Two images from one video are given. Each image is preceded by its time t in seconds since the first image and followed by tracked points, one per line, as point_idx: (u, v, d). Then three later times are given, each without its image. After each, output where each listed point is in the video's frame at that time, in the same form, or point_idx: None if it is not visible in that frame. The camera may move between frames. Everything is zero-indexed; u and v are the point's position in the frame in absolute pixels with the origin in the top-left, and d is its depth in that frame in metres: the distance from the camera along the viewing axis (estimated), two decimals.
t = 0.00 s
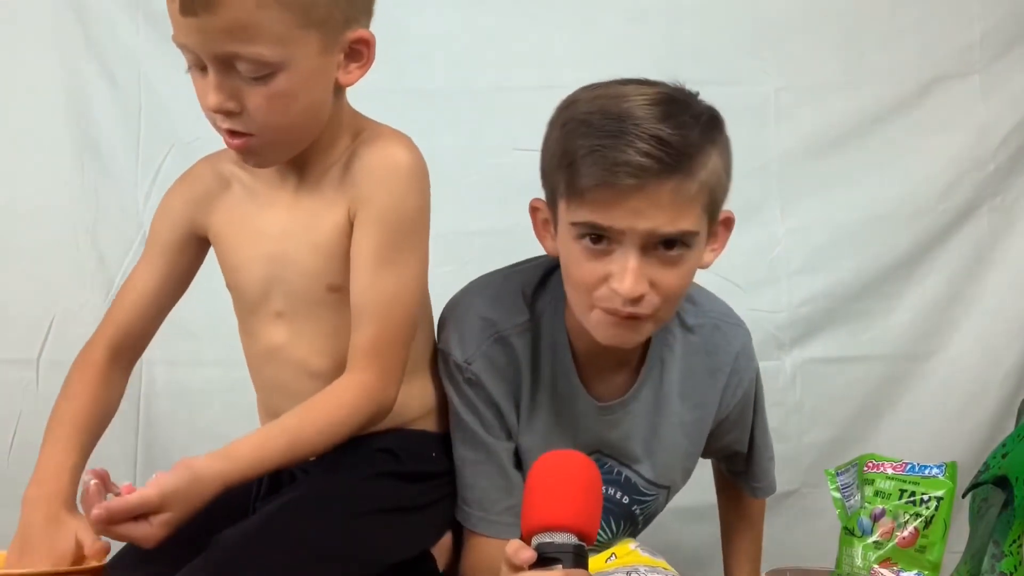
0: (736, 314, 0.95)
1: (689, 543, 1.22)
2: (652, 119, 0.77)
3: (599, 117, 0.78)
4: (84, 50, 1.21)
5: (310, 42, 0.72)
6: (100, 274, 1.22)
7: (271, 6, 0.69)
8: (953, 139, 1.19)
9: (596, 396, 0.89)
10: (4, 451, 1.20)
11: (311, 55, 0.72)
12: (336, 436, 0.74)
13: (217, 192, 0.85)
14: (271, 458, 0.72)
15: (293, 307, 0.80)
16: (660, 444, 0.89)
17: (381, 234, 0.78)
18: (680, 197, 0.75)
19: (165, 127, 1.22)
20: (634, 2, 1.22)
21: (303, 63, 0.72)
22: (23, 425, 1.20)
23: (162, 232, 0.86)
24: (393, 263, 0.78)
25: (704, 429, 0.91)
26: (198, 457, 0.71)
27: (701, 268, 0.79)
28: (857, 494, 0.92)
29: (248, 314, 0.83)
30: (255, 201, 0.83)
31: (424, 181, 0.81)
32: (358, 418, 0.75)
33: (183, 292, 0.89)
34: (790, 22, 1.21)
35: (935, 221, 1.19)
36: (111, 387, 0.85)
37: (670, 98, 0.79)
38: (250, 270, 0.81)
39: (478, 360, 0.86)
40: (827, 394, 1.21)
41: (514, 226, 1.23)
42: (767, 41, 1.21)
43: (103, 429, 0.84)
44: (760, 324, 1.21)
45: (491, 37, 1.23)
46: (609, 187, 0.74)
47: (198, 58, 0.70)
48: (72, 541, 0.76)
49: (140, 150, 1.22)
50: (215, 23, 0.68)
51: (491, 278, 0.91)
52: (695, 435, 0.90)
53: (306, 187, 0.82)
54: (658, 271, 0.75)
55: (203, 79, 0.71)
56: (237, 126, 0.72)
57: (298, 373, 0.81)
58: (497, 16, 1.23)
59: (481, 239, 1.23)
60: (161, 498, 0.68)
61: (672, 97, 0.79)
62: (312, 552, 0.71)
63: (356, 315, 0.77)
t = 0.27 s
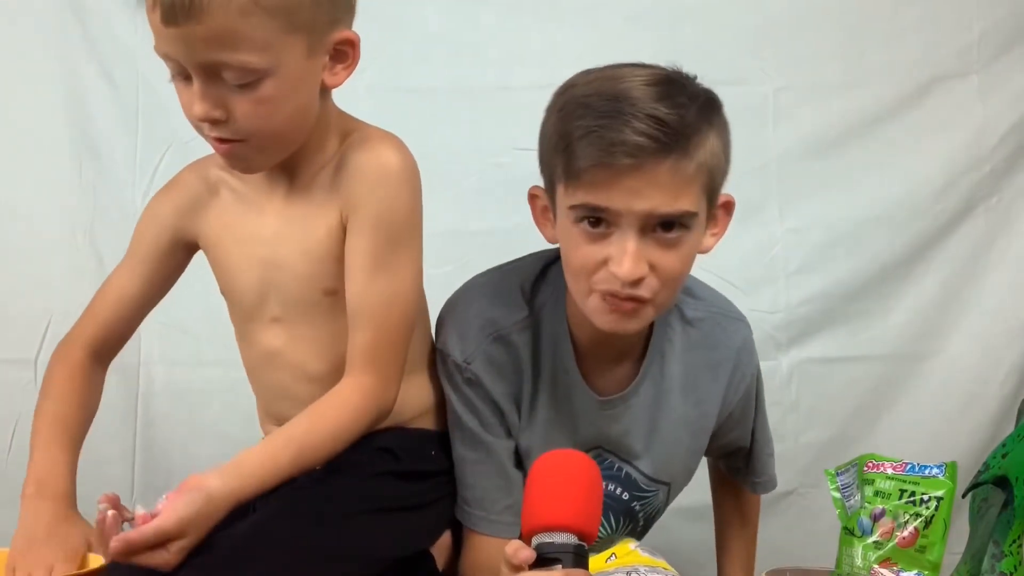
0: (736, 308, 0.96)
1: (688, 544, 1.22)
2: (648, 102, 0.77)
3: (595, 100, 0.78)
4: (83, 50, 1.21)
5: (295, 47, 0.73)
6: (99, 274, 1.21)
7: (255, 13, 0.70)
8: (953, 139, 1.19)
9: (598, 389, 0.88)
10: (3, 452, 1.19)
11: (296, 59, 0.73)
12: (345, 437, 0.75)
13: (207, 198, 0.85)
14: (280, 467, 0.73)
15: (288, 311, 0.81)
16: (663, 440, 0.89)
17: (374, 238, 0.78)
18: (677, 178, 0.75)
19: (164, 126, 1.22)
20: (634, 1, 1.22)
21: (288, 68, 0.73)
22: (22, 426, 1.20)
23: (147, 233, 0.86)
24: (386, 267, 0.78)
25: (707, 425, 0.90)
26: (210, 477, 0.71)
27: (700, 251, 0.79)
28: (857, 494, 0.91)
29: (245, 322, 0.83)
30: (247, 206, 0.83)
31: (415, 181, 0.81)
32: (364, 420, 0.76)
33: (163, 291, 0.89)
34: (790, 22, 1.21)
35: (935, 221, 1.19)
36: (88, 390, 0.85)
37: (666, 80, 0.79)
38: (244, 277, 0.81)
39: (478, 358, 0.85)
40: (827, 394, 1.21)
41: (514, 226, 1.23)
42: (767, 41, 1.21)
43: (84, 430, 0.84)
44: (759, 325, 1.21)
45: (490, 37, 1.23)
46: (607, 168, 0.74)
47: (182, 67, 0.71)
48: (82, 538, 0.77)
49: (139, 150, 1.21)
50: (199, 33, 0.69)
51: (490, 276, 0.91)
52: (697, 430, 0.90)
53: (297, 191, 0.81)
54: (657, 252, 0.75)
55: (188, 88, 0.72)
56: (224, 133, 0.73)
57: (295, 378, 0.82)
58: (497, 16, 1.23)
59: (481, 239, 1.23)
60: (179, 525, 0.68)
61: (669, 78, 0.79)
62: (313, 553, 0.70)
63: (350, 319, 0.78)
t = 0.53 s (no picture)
0: (743, 299, 0.96)
1: (689, 543, 1.22)
2: (654, 104, 0.74)
3: (601, 97, 0.76)
4: (82, 50, 1.21)
5: (291, 50, 0.72)
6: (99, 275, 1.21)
7: (250, 16, 0.69)
8: (953, 139, 1.19)
9: (608, 376, 0.88)
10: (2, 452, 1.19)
11: (292, 61, 0.73)
12: (338, 439, 0.75)
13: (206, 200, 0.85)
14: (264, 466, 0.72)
15: (289, 313, 0.81)
16: (672, 432, 0.89)
17: (372, 239, 0.77)
18: (674, 184, 0.73)
19: (164, 127, 1.22)
20: (633, 2, 1.22)
21: (284, 71, 0.72)
22: (22, 426, 1.20)
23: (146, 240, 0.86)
24: (383, 270, 0.77)
25: (717, 416, 0.90)
26: (189, 471, 0.70)
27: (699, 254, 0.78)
28: (857, 494, 0.91)
29: (245, 326, 0.83)
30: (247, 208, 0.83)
31: (413, 184, 0.81)
32: (358, 420, 0.76)
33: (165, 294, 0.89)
34: (790, 23, 1.21)
35: (935, 222, 1.19)
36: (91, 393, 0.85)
37: (677, 80, 0.76)
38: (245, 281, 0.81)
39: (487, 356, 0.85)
40: (827, 395, 1.21)
41: (513, 226, 1.23)
42: (767, 42, 1.21)
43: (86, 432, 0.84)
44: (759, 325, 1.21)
45: (490, 38, 1.23)
46: (599, 168, 0.73)
47: (178, 71, 0.71)
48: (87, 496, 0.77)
49: (138, 150, 1.21)
50: (194, 37, 0.69)
51: (496, 271, 0.90)
52: (709, 420, 0.90)
53: (296, 193, 0.81)
54: (646, 255, 0.74)
55: (184, 92, 0.72)
56: (222, 135, 0.73)
57: (295, 379, 0.82)
58: (497, 15, 1.23)
59: (481, 240, 1.23)
60: (150, 517, 0.68)
61: (680, 78, 0.76)
62: (314, 550, 0.70)
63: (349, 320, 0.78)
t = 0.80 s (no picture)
0: (751, 304, 0.95)
1: (689, 543, 1.22)
2: (649, 168, 0.70)
3: (595, 149, 0.71)
4: (82, 50, 1.21)
5: (288, 48, 0.73)
6: (99, 274, 1.21)
7: (246, 14, 0.70)
8: (953, 139, 1.19)
9: (612, 388, 0.88)
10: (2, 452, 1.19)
11: (290, 60, 0.73)
12: (314, 441, 0.75)
13: (214, 202, 0.87)
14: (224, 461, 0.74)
15: (292, 312, 0.81)
16: (673, 440, 0.89)
17: (364, 242, 0.78)
18: (664, 253, 0.71)
19: (165, 126, 1.22)
20: (633, 2, 1.22)
21: (281, 69, 0.73)
22: (22, 426, 1.19)
23: (162, 241, 0.89)
24: (375, 270, 0.77)
25: (720, 424, 0.90)
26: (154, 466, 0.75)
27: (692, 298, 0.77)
28: (857, 494, 0.91)
29: (250, 325, 0.84)
30: (251, 209, 0.84)
31: (411, 187, 0.81)
32: (338, 427, 0.76)
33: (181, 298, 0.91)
34: (790, 23, 1.21)
35: (935, 221, 1.19)
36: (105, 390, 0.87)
37: (675, 135, 0.72)
38: (249, 281, 0.83)
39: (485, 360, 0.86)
40: (827, 395, 1.21)
41: (514, 226, 1.23)
42: (767, 42, 1.21)
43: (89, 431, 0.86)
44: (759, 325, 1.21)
45: (490, 38, 1.23)
46: (584, 236, 0.71)
47: (177, 68, 0.72)
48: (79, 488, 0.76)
49: (139, 150, 1.22)
50: (190, 35, 0.70)
51: (500, 277, 0.90)
52: (713, 429, 0.90)
53: (297, 193, 0.82)
54: (636, 309, 0.73)
55: (185, 89, 0.73)
56: (220, 133, 0.73)
57: (298, 379, 0.82)
58: (497, 15, 1.23)
59: (481, 240, 1.23)
60: (111, 500, 0.72)
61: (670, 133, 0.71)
62: (315, 552, 0.71)
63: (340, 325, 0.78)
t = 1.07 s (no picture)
0: (752, 312, 0.93)
1: (690, 544, 1.21)
2: (624, 254, 0.65)
3: (562, 235, 0.66)
4: (83, 50, 1.21)
5: (285, 49, 0.73)
6: (99, 275, 1.21)
7: (244, 15, 0.71)
8: (953, 139, 1.19)
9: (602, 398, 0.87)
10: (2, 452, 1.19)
11: (287, 60, 0.74)
12: (277, 444, 0.75)
13: (219, 202, 0.88)
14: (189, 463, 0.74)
15: (292, 312, 0.82)
16: (666, 449, 0.89)
17: (350, 251, 0.77)
18: (645, 328, 0.67)
19: (166, 127, 1.22)
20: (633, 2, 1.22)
21: (278, 69, 0.73)
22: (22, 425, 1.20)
23: (174, 244, 0.90)
24: (360, 279, 0.77)
25: (715, 434, 0.90)
26: (112, 468, 0.74)
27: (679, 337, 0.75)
28: (857, 494, 0.91)
29: (250, 325, 0.84)
30: (251, 209, 0.85)
31: (406, 197, 0.81)
32: (301, 435, 0.75)
33: (198, 301, 0.93)
34: (790, 23, 1.21)
35: (935, 221, 1.19)
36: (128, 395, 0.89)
37: (648, 213, 0.66)
38: (247, 281, 0.83)
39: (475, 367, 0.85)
40: (826, 395, 1.21)
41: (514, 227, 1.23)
42: (767, 42, 1.21)
43: (110, 435, 0.88)
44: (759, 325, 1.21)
45: (490, 38, 1.23)
46: (561, 324, 0.67)
47: (176, 68, 0.72)
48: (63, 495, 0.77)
49: (139, 150, 1.22)
50: (190, 34, 0.70)
51: (492, 285, 0.87)
52: (710, 439, 0.90)
53: (294, 196, 0.83)
54: (621, 367, 0.71)
55: (184, 87, 0.73)
56: (217, 132, 0.74)
57: (296, 379, 0.82)
58: (497, 15, 1.23)
59: (481, 240, 1.23)
60: (70, 505, 0.72)
61: (641, 210, 0.66)
62: (313, 552, 0.71)
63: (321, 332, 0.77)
